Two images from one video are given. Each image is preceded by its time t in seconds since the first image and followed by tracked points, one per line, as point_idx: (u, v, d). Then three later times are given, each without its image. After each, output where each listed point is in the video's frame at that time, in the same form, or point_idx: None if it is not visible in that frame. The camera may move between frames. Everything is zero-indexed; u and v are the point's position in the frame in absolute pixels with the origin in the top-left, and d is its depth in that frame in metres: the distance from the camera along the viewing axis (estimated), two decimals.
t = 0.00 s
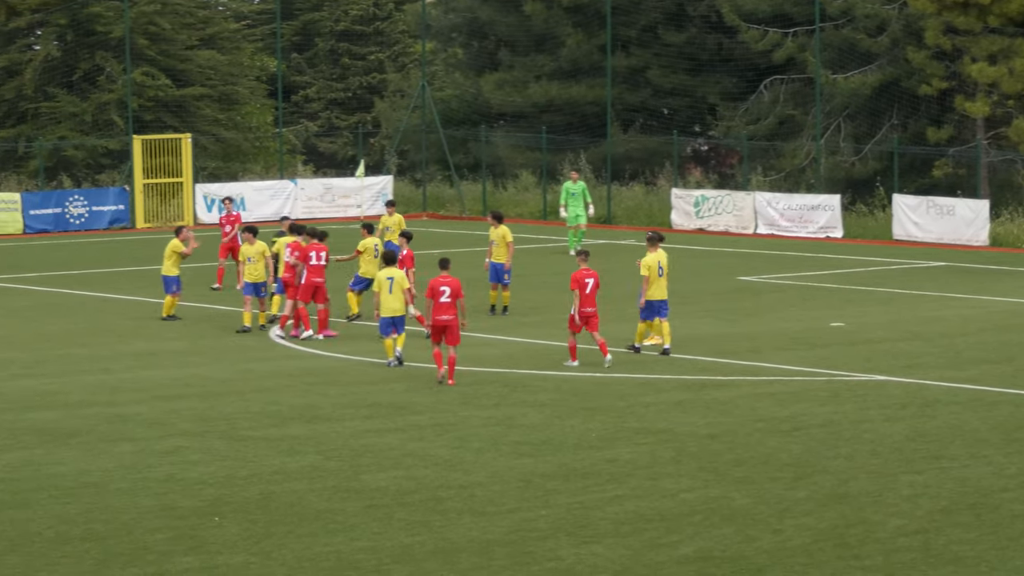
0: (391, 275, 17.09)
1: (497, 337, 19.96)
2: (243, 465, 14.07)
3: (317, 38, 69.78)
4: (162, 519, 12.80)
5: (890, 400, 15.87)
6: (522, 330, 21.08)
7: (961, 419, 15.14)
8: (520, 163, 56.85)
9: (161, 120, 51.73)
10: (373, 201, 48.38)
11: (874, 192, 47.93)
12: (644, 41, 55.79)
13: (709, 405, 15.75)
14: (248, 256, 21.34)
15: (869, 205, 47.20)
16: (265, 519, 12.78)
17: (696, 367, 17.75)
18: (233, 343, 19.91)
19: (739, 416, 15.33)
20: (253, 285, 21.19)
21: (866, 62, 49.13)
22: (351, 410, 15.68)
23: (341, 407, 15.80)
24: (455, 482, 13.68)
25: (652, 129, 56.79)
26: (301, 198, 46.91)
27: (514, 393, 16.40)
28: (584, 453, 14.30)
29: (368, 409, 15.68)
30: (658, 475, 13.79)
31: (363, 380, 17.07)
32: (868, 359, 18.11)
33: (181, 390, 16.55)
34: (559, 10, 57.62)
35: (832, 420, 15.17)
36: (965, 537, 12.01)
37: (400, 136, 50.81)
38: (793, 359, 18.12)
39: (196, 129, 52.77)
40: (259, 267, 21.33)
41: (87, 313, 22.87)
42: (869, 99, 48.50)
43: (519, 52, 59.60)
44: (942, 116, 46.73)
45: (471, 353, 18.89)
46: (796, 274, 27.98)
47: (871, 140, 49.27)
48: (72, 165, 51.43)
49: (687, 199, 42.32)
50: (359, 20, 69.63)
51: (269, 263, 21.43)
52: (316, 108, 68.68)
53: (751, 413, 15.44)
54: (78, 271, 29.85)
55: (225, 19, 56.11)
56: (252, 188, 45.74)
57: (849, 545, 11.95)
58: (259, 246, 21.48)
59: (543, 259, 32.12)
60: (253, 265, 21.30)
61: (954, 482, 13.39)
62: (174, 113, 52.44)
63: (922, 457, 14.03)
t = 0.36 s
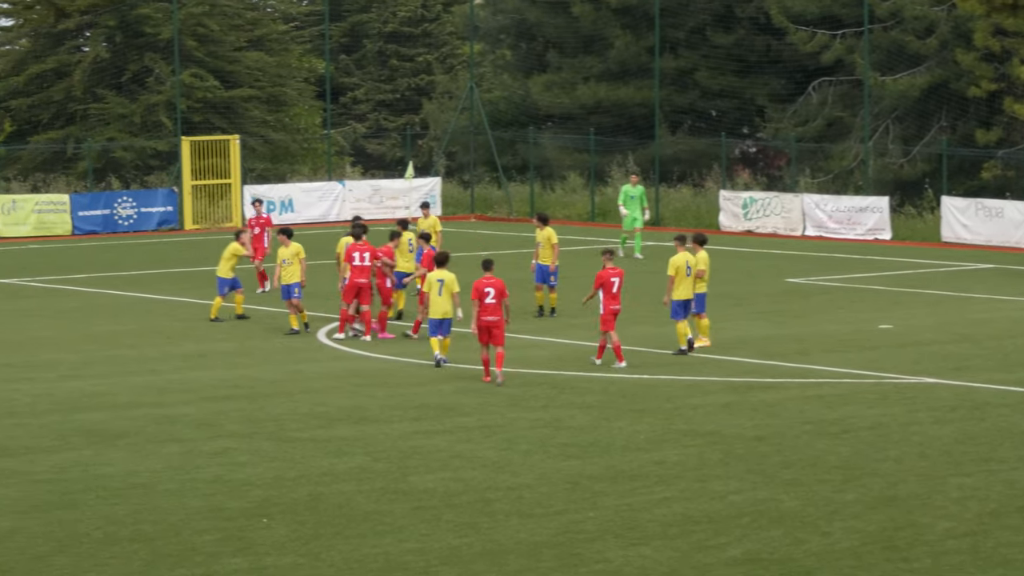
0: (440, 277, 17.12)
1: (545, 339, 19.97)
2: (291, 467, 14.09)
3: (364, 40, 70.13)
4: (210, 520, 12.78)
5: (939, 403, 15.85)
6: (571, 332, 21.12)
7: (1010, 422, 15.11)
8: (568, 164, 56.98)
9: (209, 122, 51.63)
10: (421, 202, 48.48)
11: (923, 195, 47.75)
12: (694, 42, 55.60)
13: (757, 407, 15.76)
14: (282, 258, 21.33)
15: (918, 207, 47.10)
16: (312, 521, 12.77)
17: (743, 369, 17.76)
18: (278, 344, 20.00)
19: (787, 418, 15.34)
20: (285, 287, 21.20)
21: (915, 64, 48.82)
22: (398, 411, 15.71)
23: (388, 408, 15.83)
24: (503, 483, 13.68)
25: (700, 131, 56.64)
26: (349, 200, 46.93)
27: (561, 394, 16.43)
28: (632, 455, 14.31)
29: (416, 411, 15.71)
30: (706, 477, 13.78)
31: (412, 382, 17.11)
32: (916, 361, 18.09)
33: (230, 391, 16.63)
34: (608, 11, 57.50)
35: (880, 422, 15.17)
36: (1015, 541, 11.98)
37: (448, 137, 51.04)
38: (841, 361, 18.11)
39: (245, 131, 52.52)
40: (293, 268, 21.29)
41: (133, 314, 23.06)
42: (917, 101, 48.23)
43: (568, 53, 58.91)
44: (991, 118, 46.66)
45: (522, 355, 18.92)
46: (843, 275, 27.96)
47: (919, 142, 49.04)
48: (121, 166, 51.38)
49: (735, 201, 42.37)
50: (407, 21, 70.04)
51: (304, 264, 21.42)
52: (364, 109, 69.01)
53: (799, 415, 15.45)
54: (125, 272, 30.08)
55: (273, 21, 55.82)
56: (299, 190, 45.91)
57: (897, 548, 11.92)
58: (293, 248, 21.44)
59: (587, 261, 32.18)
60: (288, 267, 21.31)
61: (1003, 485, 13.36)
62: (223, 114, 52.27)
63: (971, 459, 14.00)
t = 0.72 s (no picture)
0: (492, 277, 17.88)
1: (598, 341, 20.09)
2: (342, 469, 14.11)
3: (416, 43, 70.98)
4: (260, 522, 12.70)
5: (991, 407, 15.81)
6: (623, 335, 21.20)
7: None
8: (618, 167, 57.28)
9: (260, 125, 52.06)
10: (473, 205, 48.69)
11: (976, 197, 47.85)
12: (745, 46, 55.18)
13: (808, 411, 15.80)
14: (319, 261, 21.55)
15: (972, 211, 47.02)
16: (363, 522, 12.72)
17: (792, 372, 17.80)
18: (327, 347, 20.13)
19: (837, 422, 15.35)
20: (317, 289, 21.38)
21: (966, 68, 48.68)
22: (449, 415, 15.80)
23: (439, 412, 15.92)
24: (553, 486, 13.65)
25: (751, 134, 56.57)
26: (400, 203, 47.01)
27: (611, 398, 16.52)
28: (682, 458, 14.34)
29: (467, 414, 15.80)
30: (756, 480, 13.76)
31: (463, 385, 17.21)
32: (966, 365, 18.07)
33: (281, 394, 16.77)
34: (658, 14, 57.19)
35: (931, 426, 15.14)
36: None
37: (499, 141, 51.62)
38: (891, 365, 18.10)
39: (296, 134, 52.96)
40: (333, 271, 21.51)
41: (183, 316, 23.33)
42: (969, 105, 48.02)
43: (619, 57, 58.61)
44: None
45: (575, 359, 19.02)
46: (893, 279, 27.97)
47: (971, 146, 48.82)
48: (173, 168, 51.57)
49: (785, 204, 42.37)
50: (458, 25, 70.78)
51: (335, 267, 21.34)
52: (415, 112, 69.78)
53: (850, 419, 15.46)
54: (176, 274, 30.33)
55: (325, 24, 56.51)
56: (350, 193, 46.08)
57: (948, 551, 11.85)
58: (330, 251, 21.54)
59: (635, 265, 32.32)
60: (326, 270, 21.56)
61: None
62: (273, 118, 52.60)
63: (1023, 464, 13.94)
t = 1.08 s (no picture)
0: (533, 276, 17.93)
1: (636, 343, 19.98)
2: (377, 472, 13.99)
3: (454, 42, 71.04)
4: (295, 525, 12.52)
5: None
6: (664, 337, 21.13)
7: None
8: (657, 167, 57.06)
9: (296, 125, 51.95)
10: (510, 206, 48.57)
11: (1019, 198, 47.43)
12: (785, 45, 55.36)
13: (848, 413, 15.70)
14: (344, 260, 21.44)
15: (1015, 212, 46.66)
16: (399, 525, 12.54)
17: (831, 374, 17.70)
18: (360, 348, 20.10)
19: (877, 424, 15.25)
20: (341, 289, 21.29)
21: (1010, 67, 48.40)
22: (487, 417, 15.74)
23: (476, 414, 15.87)
24: (591, 489, 13.50)
25: (791, 134, 56.43)
26: (437, 203, 46.92)
27: (650, 400, 16.47)
28: (721, 461, 14.23)
29: (504, 416, 15.75)
30: (796, 483, 13.61)
31: (501, 388, 17.17)
32: (1007, 367, 17.94)
33: (316, 396, 16.70)
34: (699, 13, 57.14)
35: (972, 429, 15.01)
36: None
37: (538, 140, 51.74)
38: (931, 367, 17.97)
39: (332, 133, 52.94)
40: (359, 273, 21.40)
41: (218, 317, 23.37)
42: (1012, 105, 47.65)
43: (658, 56, 58.79)
44: None
45: (615, 361, 18.96)
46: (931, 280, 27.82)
47: (1014, 146, 48.39)
48: (207, 168, 51.49)
49: (825, 204, 42.13)
50: (496, 24, 70.82)
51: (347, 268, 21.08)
52: (453, 112, 69.93)
53: (890, 421, 15.35)
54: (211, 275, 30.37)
55: (362, 22, 56.09)
56: (387, 193, 46.09)
57: (989, 555, 11.68)
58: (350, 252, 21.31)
59: (672, 266, 32.26)
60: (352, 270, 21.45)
61: None
62: (310, 116, 52.42)
63: None
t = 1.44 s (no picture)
0: (551, 277, 17.57)
1: (648, 343, 19.56)
2: (380, 478, 13.56)
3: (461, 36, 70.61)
4: (296, 533, 12.10)
5: None
6: (677, 339, 20.74)
7: None
8: (670, 164, 56.86)
9: (298, 120, 51.32)
10: (518, 203, 48.06)
11: None
12: (802, 38, 54.88)
13: (866, 418, 15.29)
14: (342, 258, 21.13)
15: None
16: (402, 533, 12.11)
17: (847, 377, 17.29)
18: (364, 351, 19.70)
19: (896, 429, 14.84)
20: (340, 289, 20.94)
21: None
22: (494, 421, 15.34)
23: (484, 418, 15.46)
24: (601, 496, 13.06)
25: (808, 130, 56.08)
26: (443, 201, 46.62)
27: (662, 403, 16.05)
28: (735, 467, 13.81)
29: (512, 421, 15.34)
30: (812, 490, 13.18)
31: (510, 391, 16.77)
32: None
33: (319, 400, 16.31)
34: (712, 5, 56.71)
35: (994, 434, 14.59)
36: None
37: (545, 139, 50.95)
38: (949, 370, 17.56)
39: (336, 129, 52.47)
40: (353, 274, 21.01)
41: (219, 318, 22.97)
42: None
43: (671, 49, 58.48)
44: None
45: (627, 364, 18.56)
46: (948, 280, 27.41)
47: None
48: (206, 165, 51.09)
49: (844, 202, 41.77)
50: (504, 16, 70.26)
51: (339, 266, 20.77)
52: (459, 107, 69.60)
53: (910, 426, 14.94)
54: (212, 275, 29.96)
55: (365, 15, 55.94)
56: (392, 190, 45.68)
57: (1014, 565, 11.24)
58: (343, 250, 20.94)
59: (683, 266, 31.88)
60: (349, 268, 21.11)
61: None
62: (312, 112, 52.01)
63: None
